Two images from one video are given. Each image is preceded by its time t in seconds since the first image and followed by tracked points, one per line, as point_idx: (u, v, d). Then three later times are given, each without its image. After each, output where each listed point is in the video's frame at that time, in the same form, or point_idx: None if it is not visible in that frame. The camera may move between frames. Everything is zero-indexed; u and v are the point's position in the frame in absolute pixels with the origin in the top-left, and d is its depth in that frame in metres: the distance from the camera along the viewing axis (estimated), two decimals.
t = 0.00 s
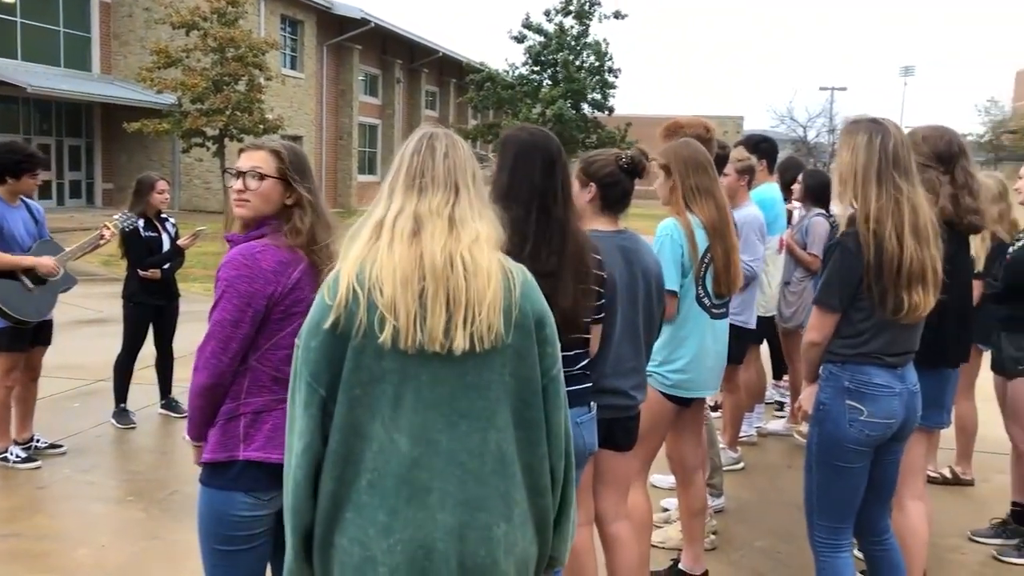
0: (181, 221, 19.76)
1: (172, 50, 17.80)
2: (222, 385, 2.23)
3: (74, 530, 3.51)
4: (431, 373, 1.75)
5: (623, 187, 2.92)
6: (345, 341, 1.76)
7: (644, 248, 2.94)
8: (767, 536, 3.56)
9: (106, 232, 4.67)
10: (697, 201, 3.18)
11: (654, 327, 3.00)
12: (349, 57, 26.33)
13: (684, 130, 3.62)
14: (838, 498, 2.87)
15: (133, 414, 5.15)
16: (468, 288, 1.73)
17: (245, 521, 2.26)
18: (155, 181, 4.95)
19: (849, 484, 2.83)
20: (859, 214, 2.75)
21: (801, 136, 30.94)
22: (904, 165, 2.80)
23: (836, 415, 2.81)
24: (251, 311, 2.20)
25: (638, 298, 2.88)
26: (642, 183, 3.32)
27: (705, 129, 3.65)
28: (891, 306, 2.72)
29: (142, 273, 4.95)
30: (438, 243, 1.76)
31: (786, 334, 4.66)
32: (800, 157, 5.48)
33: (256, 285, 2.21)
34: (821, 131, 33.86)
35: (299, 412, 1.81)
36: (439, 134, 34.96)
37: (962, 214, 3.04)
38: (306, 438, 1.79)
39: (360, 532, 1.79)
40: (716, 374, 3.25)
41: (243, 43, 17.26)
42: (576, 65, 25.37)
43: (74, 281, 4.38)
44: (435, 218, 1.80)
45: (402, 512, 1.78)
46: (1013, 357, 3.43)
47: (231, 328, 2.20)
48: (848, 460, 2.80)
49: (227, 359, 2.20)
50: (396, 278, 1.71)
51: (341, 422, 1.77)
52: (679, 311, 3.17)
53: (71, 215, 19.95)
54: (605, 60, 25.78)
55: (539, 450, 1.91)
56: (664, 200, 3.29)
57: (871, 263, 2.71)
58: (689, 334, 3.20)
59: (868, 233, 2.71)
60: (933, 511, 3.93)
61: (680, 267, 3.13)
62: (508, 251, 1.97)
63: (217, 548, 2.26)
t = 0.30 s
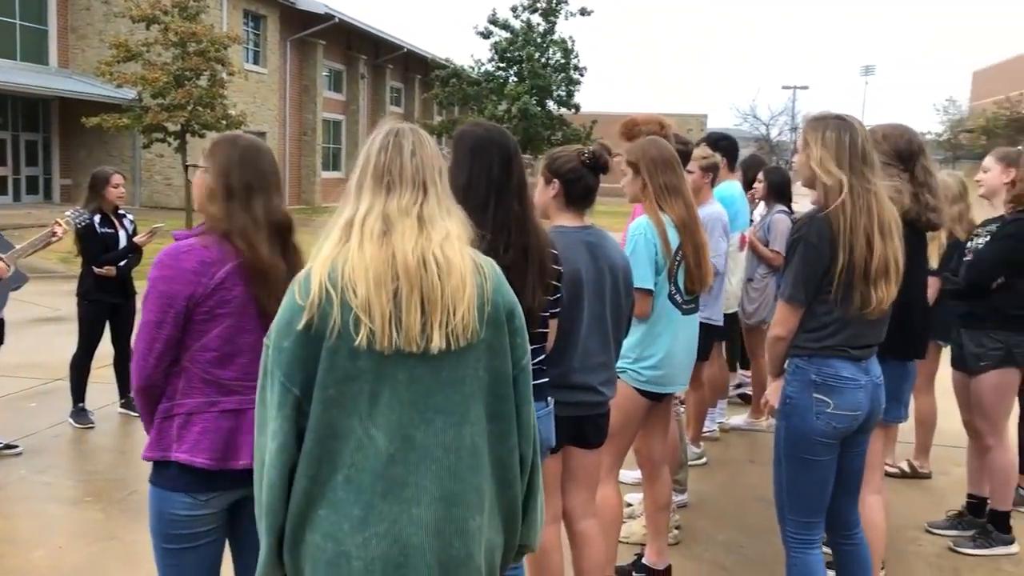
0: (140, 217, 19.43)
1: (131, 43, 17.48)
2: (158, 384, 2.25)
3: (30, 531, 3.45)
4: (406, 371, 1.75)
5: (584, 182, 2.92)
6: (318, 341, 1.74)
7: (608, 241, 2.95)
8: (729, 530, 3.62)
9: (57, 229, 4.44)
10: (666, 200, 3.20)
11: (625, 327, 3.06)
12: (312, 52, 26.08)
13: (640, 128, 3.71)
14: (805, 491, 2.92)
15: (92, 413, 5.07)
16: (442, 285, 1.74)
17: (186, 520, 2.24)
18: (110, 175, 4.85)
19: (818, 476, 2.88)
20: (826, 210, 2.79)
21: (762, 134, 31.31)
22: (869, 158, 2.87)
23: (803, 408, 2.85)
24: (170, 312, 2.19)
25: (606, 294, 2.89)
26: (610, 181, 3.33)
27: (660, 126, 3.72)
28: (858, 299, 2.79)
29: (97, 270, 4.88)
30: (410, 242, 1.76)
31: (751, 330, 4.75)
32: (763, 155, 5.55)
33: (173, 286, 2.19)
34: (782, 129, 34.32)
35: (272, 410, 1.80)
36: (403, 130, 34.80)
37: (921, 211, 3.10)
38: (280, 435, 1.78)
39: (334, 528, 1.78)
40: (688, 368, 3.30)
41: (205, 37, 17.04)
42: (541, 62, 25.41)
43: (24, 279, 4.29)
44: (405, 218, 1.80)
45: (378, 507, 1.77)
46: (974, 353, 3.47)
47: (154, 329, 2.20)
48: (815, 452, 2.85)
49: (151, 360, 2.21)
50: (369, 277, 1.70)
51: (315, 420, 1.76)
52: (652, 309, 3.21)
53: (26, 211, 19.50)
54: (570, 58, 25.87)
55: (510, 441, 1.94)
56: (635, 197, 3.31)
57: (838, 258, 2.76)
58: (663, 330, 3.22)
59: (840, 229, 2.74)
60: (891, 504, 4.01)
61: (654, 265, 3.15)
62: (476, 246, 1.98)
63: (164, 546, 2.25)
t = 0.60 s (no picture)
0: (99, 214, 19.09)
1: (89, 37, 17.13)
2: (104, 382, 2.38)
3: None
4: (382, 366, 1.75)
5: (551, 179, 2.94)
6: (290, 340, 1.73)
7: (576, 239, 2.96)
8: (691, 525, 3.68)
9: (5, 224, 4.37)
10: (634, 199, 3.21)
11: (592, 322, 3.06)
12: (274, 48, 25.80)
13: (606, 125, 3.72)
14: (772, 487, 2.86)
15: (49, 413, 5.00)
16: (417, 281, 1.74)
17: (131, 518, 2.30)
18: (61, 170, 4.76)
19: (784, 473, 2.82)
20: (793, 206, 2.76)
21: (725, 132, 31.67)
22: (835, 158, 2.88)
23: (769, 403, 2.81)
24: (99, 308, 2.31)
25: (573, 294, 2.92)
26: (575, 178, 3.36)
27: (626, 124, 3.73)
28: (824, 295, 2.77)
29: (47, 268, 4.80)
30: (381, 239, 1.76)
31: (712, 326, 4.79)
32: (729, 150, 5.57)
33: (102, 283, 2.31)
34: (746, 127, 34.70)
35: (245, 408, 1.77)
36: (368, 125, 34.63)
37: (880, 207, 3.14)
38: (255, 433, 1.76)
39: (312, 524, 1.76)
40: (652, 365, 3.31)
41: (165, 32, 16.80)
42: (506, 59, 25.44)
43: None
44: (374, 217, 1.79)
45: (359, 502, 1.77)
46: (934, 350, 3.52)
47: (91, 325, 2.34)
48: (780, 447, 2.79)
49: (92, 355, 2.35)
50: (343, 276, 1.69)
51: (290, 417, 1.74)
52: (618, 307, 3.23)
53: None
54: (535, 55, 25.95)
55: (482, 427, 1.98)
56: (602, 194, 3.34)
57: (806, 253, 2.73)
58: (628, 327, 3.25)
59: (807, 224, 2.72)
60: (850, 497, 4.08)
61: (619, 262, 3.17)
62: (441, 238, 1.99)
63: (119, 544, 2.33)
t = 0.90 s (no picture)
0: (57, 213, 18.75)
1: (44, 32, 16.80)
2: (69, 382, 2.40)
3: None
4: (348, 364, 1.73)
5: (517, 178, 2.92)
6: (252, 341, 1.68)
7: (542, 238, 2.97)
8: (654, 521, 3.71)
9: None
10: (592, 197, 3.22)
11: (558, 321, 3.06)
12: (234, 45, 25.53)
13: (573, 123, 3.72)
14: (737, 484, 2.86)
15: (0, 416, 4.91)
16: (383, 278, 1.72)
17: (93, 518, 2.30)
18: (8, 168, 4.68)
19: (748, 470, 2.82)
20: (754, 205, 2.77)
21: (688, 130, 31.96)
22: (797, 157, 2.89)
23: (732, 401, 2.81)
24: (58, 309, 2.34)
25: (542, 293, 2.93)
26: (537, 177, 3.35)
27: (593, 123, 3.73)
28: (785, 292, 2.78)
29: None
30: (344, 236, 1.73)
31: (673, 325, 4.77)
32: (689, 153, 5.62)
33: (60, 284, 2.33)
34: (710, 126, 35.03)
35: (204, 409, 1.71)
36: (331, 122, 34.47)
37: (839, 206, 3.18)
38: (215, 434, 1.70)
39: (277, 525, 1.72)
40: (609, 364, 3.33)
41: (124, 28, 16.67)
42: (469, 57, 25.51)
43: None
44: (335, 214, 1.76)
45: (325, 499, 1.74)
46: (890, 347, 3.56)
47: (53, 325, 2.37)
48: (743, 444, 2.80)
49: (54, 355, 2.38)
50: (308, 275, 1.66)
51: (252, 416, 1.69)
52: (575, 304, 3.25)
53: None
54: (498, 54, 26.04)
55: (444, 421, 1.97)
56: (561, 192, 3.35)
57: (767, 252, 2.74)
58: (585, 325, 3.28)
59: (768, 223, 2.74)
60: (811, 493, 4.13)
61: (575, 259, 3.20)
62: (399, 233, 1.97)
63: (84, 543, 2.33)
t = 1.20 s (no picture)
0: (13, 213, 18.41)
1: None
2: (37, 382, 2.38)
3: None
4: (294, 366, 1.71)
5: (482, 175, 2.91)
6: (196, 342, 1.66)
7: (509, 238, 2.97)
8: (615, 518, 3.75)
9: None
10: (547, 195, 3.24)
11: (524, 320, 3.07)
12: (196, 43, 25.26)
13: (533, 122, 3.74)
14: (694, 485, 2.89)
15: None
16: (332, 280, 1.71)
17: (57, 519, 2.25)
18: None
19: (705, 469, 2.84)
20: (711, 205, 2.79)
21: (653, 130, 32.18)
22: (753, 155, 2.92)
23: (689, 400, 2.84)
24: (24, 309, 2.32)
25: (505, 289, 2.92)
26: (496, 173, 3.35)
27: (554, 122, 3.75)
28: (741, 290, 2.80)
29: None
30: (293, 237, 1.72)
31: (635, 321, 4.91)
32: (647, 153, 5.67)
33: (25, 285, 2.31)
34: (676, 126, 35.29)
35: (144, 411, 1.68)
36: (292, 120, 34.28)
37: (797, 205, 3.21)
38: (155, 438, 1.67)
39: (220, 531, 1.71)
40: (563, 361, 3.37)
41: (81, 24, 16.53)
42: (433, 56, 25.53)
43: None
44: (284, 215, 1.74)
45: (268, 503, 1.73)
46: (846, 344, 3.62)
47: (20, 324, 2.36)
48: (701, 444, 2.82)
49: (21, 354, 2.36)
50: (256, 275, 1.64)
51: (194, 418, 1.68)
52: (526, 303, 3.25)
53: None
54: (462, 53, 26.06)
55: (393, 423, 1.96)
56: (518, 189, 3.35)
57: (724, 252, 2.76)
58: (537, 323, 3.29)
59: (726, 222, 2.76)
60: (771, 489, 4.18)
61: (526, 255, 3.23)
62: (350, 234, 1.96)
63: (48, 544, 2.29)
